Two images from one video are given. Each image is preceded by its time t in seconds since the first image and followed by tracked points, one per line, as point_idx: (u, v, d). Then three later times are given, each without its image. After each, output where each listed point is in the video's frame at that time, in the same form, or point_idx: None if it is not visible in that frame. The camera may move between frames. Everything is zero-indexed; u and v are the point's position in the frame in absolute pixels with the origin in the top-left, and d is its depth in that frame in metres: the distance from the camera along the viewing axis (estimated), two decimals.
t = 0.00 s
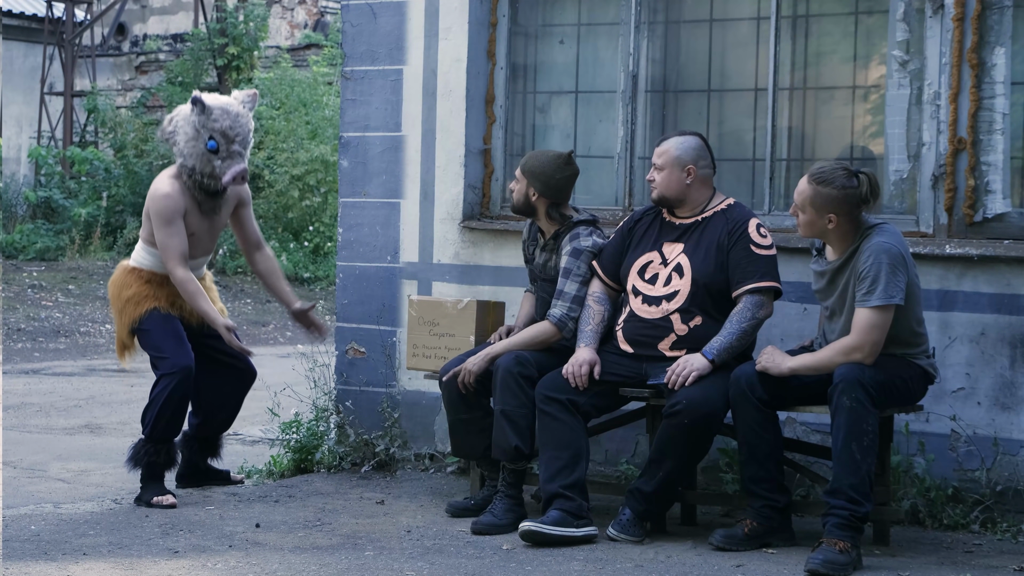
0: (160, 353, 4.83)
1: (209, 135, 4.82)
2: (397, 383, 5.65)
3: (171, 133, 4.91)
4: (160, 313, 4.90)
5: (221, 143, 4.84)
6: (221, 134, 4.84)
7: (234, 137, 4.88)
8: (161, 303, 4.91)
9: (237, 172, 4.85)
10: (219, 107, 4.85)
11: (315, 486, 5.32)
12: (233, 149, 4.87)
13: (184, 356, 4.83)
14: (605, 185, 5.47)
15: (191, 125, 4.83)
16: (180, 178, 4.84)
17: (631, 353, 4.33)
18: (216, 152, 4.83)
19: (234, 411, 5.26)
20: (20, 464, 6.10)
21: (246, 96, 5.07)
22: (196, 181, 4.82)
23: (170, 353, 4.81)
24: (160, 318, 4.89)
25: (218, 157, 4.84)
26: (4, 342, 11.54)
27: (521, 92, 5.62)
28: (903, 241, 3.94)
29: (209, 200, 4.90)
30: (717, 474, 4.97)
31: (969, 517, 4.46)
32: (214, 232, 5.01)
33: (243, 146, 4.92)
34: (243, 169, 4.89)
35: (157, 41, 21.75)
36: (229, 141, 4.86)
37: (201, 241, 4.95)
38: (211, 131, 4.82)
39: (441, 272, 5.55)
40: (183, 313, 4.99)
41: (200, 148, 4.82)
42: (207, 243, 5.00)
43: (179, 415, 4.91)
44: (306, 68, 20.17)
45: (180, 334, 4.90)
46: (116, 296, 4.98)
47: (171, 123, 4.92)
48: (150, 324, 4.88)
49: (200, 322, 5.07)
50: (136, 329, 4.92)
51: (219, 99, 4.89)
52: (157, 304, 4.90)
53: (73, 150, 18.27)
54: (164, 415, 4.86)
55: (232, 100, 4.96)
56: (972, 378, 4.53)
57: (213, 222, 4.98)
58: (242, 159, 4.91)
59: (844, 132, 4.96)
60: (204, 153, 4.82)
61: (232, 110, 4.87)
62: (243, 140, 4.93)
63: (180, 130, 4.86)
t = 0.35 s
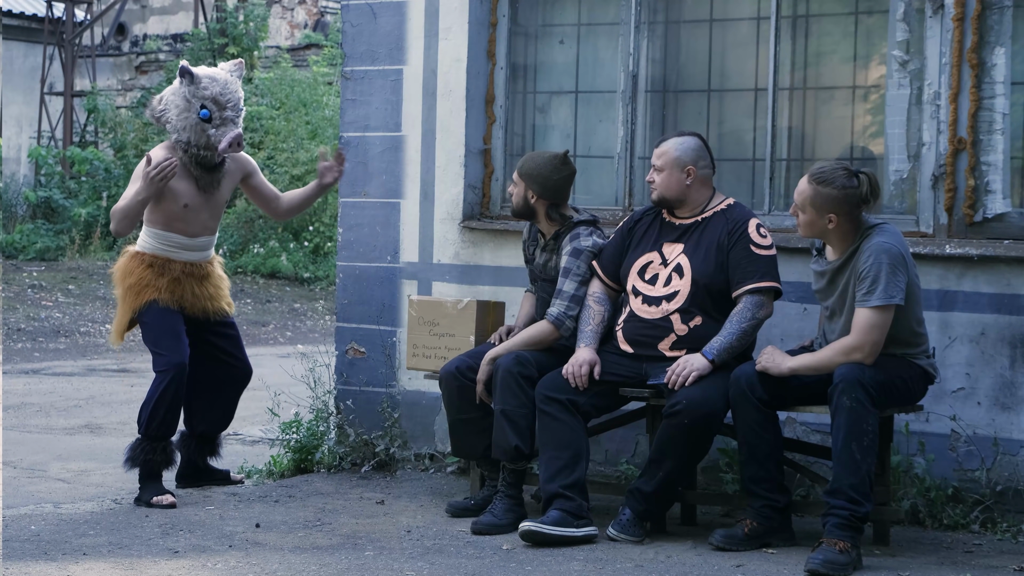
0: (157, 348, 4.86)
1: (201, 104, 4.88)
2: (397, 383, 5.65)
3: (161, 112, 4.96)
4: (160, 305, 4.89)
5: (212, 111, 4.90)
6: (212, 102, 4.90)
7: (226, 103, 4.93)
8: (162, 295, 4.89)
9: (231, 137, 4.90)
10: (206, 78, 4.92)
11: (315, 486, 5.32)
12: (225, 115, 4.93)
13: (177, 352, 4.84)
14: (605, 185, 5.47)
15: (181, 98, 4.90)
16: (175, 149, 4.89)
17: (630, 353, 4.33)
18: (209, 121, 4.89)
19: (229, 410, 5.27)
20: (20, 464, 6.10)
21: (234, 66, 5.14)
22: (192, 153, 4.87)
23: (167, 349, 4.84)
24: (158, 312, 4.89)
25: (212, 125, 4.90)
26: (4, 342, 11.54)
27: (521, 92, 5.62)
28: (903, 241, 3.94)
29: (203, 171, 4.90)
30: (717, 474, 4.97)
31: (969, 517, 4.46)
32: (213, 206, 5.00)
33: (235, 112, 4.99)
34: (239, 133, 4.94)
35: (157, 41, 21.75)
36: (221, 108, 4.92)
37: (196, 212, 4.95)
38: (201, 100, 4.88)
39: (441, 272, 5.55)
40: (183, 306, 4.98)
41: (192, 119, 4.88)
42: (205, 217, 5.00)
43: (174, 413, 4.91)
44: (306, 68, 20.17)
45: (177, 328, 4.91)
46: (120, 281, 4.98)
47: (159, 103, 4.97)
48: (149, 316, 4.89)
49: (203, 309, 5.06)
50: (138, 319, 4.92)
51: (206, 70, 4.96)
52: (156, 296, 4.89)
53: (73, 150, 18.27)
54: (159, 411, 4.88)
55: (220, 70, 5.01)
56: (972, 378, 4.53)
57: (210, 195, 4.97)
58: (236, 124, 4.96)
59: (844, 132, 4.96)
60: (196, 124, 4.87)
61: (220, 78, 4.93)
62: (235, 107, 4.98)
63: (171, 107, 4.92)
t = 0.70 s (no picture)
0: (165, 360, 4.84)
1: (189, 128, 4.88)
2: (397, 383, 5.65)
3: (154, 143, 4.98)
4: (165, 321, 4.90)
5: (201, 135, 4.89)
6: (200, 126, 4.89)
7: (214, 126, 4.92)
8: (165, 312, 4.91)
9: (222, 159, 4.89)
10: (193, 102, 4.91)
11: (315, 486, 5.32)
12: (215, 137, 4.91)
13: (188, 363, 4.83)
14: (605, 185, 5.47)
15: (170, 125, 4.90)
16: (170, 179, 4.88)
17: (630, 353, 4.33)
18: (199, 145, 4.88)
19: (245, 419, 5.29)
20: (20, 464, 6.09)
21: (219, 91, 5.15)
22: (186, 180, 4.86)
23: (174, 359, 4.82)
24: (164, 328, 4.89)
25: (202, 150, 4.89)
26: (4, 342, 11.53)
27: (521, 92, 5.62)
28: (903, 242, 3.94)
29: (202, 199, 4.92)
30: (717, 474, 4.97)
31: (969, 517, 4.46)
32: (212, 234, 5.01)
33: (225, 134, 4.97)
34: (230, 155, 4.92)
35: (157, 40, 21.75)
36: (210, 131, 4.91)
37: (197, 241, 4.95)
38: (190, 125, 4.88)
39: (441, 272, 5.55)
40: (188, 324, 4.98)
41: (182, 145, 4.87)
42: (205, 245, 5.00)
43: (183, 422, 4.90)
44: (306, 68, 20.18)
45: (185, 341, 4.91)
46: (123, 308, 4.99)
47: (152, 133, 4.99)
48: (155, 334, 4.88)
49: (207, 328, 5.06)
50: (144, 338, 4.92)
51: (192, 94, 4.96)
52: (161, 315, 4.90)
53: (73, 150, 18.27)
54: (167, 420, 4.87)
55: (208, 94, 5.01)
56: (972, 378, 4.53)
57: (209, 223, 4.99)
58: (227, 145, 4.95)
59: (844, 132, 4.96)
60: (187, 149, 4.86)
61: (206, 102, 4.92)
62: (223, 130, 4.97)
63: (162, 137, 4.93)
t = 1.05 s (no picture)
0: (156, 343, 4.87)
1: (190, 75, 4.90)
2: (397, 383, 5.65)
3: (154, 90, 5.01)
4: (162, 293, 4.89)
5: (202, 81, 4.91)
6: (201, 72, 4.92)
7: (215, 73, 4.94)
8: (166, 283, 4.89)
9: (222, 106, 4.90)
10: (194, 49, 4.94)
11: (315, 486, 5.32)
12: (215, 84, 4.93)
13: (177, 350, 4.88)
14: (605, 184, 5.47)
15: (171, 71, 4.92)
16: (171, 126, 4.90)
17: (630, 353, 4.33)
18: (199, 92, 4.90)
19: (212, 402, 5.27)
20: (20, 464, 6.09)
21: (224, 39, 5.17)
22: (186, 126, 4.89)
23: (163, 344, 4.86)
24: (160, 301, 4.89)
25: (202, 96, 4.91)
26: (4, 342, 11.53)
27: (521, 92, 5.62)
28: (903, 241, 3.94)
29: (202, 144, 4.94)
30: (717, 474, 4.97)
31: (969, 517, 4.46)
32: (214, 182, 5.03)
33: (226, 82, 4.99)
34: (230, 102, 4.95)
35: (157, 40, 21.75)
36: (210, 78, 4.93)
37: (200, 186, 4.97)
38: (190, 71, 4.90)
39: (441, 272, 5.55)
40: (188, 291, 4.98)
41: (183, 92, 4.90)
42: (209, 193, 5.02)
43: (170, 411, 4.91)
44: (306, 68, 20.18)
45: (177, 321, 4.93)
46: (126, 262, 4.96)
47: (153, 81, 5.02)
48: (151, 304, 4.89)
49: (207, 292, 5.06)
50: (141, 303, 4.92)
51: (194, 42, 4.98)
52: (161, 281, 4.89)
53: (73, 150, 18.27)
54: (155, 403, 4.87)
55: (210, 43, 5.04)
56: (972, 378, 4.53)
57: (211, 169, 5.00)
58: (227, 92, 4.98)
59: (844, 132, 4.96)
60: (188, 97, 4.89)
61: (207, 49, 4.94)
62: (225, 76, 4.99)
63: (163, 84, 4.95)
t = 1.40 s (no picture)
0: (151, 343, 4.87)
1: (194, 71, 4.92)
2: (397, 383, 5.65)
3: (159, 86, 5.01)
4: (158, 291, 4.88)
5: (206, 78, 4.93)
6: (206, 69, 4.94)
7: (219, 70, 4.97)
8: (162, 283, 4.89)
9: (226, 103, 4.91)
10: (200, 45, 4.97)
11: (315, 486, 5.32)
12: (219, 81, 4.96)
13: (167, 350, 4.90)
14: (605, 184, 5.47)
15: (176, 66, 4.93)
16: (174, 123, 4.91)
17: (630, 353, 4.33)
18: (203, 88, 4.92)
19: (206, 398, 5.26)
20: (20, 464, 6.09)
21: (230, 37, 5.18)
22: (189, 124, 4.90)
23: (157, 345, 4.87)
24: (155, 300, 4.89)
25: (206, 92, 4.93)
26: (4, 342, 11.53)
27: (521, 92, 5.62)
28: (903, 241, 3.94)
29: (204, 140, 4.94)
30: (717, 475, 4.97)
31: (970, 517, 4.46)
32: (217, 179, 5.02)
33: (230, 79, 5.02)
34: (234, 99, 4.97)
35: (157, 40, 21.75)
36: (215, 74, 4.95)
37: (202, 183, 4.96)
38: (195, 67, 4.93)
39: (441, 272, 5.55)
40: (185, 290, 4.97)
41: (187, 87, 4.92)
42: (212, 190, 5.01)
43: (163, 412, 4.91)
44: (306, 68, 20.18)
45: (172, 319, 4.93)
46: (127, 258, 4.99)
47: (158, 77, 5.03)
48: (149, 303, 4.89)
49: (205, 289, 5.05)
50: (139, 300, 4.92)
51: (199, 38, 5.01)
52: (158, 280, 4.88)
53: (73, 150, 18.26)
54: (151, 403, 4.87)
55: (216, 39, 5.07)
56: (972, 378, 4.53)
57: (213, 166, 4.99)
58: (231, 90, 5.00)
59: (844, 132, 4.96)
60: (191, 92, 4.91)
61: (213, 46, 4.97)
62: (229, 74, 5.02)
63: (167, 79, 4.97)
